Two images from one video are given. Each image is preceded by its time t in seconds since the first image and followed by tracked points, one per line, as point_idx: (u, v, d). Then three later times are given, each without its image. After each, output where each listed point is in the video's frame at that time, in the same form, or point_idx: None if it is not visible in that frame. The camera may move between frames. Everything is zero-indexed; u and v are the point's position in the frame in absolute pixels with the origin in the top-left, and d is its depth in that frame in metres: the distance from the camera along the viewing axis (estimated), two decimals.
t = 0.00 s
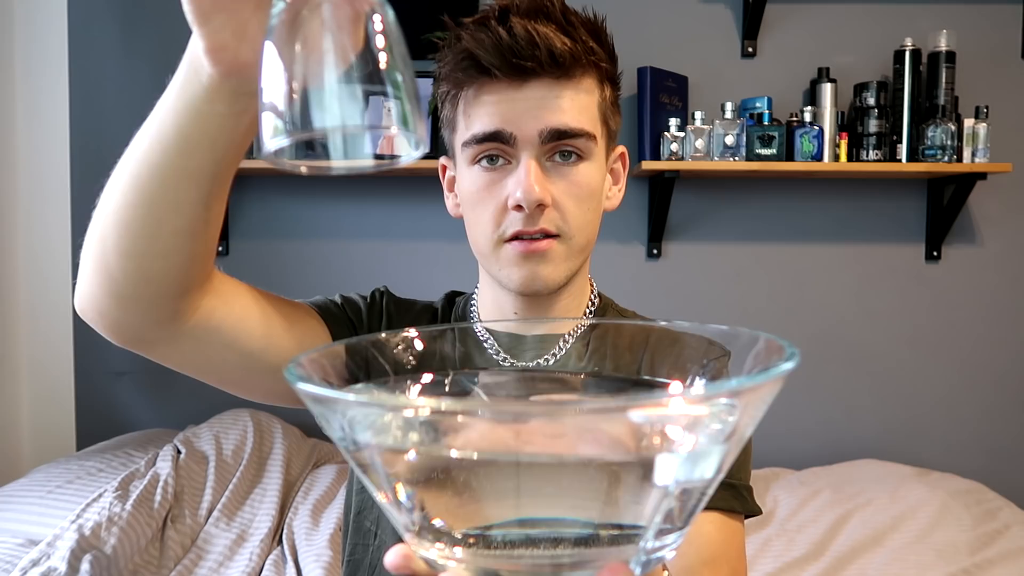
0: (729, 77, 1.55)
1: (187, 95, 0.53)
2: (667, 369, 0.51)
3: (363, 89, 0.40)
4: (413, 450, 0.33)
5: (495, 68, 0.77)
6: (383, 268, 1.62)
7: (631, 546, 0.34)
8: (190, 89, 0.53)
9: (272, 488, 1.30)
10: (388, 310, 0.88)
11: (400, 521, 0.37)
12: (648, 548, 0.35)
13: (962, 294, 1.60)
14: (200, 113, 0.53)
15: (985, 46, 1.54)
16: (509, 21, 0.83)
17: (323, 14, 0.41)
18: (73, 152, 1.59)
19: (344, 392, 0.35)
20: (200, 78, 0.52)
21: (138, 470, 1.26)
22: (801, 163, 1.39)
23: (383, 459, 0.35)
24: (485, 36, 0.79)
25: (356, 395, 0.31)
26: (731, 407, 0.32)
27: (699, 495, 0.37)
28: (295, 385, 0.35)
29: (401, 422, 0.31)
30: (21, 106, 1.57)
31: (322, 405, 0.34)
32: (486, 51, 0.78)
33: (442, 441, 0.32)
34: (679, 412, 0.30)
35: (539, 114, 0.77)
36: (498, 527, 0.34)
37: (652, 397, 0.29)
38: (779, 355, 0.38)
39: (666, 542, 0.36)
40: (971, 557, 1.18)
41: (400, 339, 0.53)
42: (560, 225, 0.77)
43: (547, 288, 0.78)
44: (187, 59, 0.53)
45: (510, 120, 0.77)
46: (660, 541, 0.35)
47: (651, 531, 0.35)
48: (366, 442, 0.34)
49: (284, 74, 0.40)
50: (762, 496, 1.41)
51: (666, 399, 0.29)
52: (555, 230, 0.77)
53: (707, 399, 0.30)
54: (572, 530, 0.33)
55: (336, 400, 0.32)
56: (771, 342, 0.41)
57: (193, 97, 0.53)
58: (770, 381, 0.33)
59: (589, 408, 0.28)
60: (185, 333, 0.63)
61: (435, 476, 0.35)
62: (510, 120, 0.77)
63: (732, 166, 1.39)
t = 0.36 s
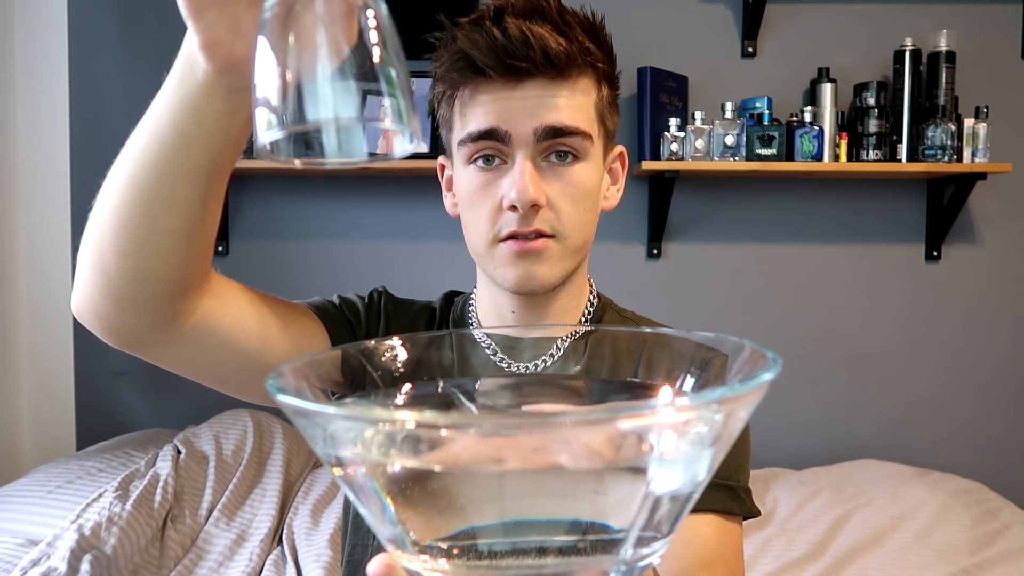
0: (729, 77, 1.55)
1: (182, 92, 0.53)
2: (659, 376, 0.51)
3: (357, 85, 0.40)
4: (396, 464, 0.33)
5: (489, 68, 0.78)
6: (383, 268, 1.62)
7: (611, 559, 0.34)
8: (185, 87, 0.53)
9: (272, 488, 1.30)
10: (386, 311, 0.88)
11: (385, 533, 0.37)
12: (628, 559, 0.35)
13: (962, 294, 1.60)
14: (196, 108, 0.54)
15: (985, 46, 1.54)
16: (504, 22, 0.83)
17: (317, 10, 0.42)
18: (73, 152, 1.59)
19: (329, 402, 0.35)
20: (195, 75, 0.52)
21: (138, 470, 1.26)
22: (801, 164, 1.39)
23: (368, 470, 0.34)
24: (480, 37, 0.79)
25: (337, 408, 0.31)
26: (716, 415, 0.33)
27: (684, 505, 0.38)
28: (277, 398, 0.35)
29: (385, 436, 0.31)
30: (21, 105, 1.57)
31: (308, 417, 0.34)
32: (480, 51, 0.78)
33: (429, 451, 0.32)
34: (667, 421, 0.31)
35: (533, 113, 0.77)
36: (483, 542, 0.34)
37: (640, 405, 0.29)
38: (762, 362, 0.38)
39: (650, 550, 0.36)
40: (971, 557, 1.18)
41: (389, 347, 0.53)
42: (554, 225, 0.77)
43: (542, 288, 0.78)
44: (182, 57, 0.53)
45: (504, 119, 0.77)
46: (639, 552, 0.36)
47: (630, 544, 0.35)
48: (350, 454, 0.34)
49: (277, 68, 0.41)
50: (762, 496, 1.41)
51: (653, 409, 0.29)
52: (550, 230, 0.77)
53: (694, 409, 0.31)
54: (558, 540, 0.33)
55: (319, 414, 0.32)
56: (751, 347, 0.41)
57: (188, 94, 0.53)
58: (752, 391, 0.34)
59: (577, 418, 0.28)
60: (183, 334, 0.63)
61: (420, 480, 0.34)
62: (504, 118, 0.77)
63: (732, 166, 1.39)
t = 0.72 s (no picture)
0: (729, 77, 1.55)
1: (216, 94, 0.52)
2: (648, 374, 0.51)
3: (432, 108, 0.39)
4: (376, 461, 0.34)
5: (485, 68, 0.78)
6: (382, 268, 1.62)
7: (592, 553, 0.35)
8: (219, 93, 0.52)
9: (272, 488, 1.30)
10: (385, 312, 0.88)
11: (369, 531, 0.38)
12: (608, 553, 0.36)
13: (962, 293, 1.60)
14: (233, 112, 0.53)
15: (985, 46, 1.54)
16: (501, 23, 0.83)
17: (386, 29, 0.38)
18: (74, 153, 1.60)
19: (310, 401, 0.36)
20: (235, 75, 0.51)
21: (138, 470, 1.26)
22: (801, 163, 1.39)
23: (350, 469, 0.35)
24: (476, 38, 0.80)
25: (318, 407, 0.31)
26: (697, 406, 0.33)
27: (666, 499, 0.38)
28: (259, 399, 0.35)
29: (368, 433, 0.32)
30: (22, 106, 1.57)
31: (289, 417, 0.34)
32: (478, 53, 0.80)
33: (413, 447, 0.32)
34: (648, 413, 0.31)
35: (531, 114, 0.77)
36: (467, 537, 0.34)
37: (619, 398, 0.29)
38: (744, 352, 0.38)
39: (633, 542, 0.37)
40: (971, 557, 1.18)
41: (374, 348, 0.52)
42: (551, 228, 0.77)
43: (539, 289, 0.79)
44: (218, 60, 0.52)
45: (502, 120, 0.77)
46: (621, 544, 0.36)
47: (609, 538, 0.35)
48: (332, 451, 0.34)
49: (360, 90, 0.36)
50: (762, 496, 1.41)
51: (634, 401, 0.30)
52: (546, 233, 0.76)
53: (674, 399, 0.31)
54: (542, 533, 0.33)
55: (300, 413, 0.32)
56: (735, 338, 0.41)
57: (223, 100, 0.52)
58: (733, 382, 0.34)
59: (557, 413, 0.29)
60: (189, 333, 0.64)
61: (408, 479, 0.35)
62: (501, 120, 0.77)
63: (732, 166, 1.39)
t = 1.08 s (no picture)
0: (729, 77, 1.55)
1: (298, 109, 0.50)
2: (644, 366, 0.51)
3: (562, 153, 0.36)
4: (376, 452, 0.34)
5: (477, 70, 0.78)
6: (382, 268, 1.62)
7: (588, 547, 0.34)
8: (305, 108, 0.50)
9: (272, 488, 1.30)
10: (389, 310, 0.88)
11: (366, 525, 0.38)
12: (603, 545, 0.35)
13: (962, 294, 1.60)
14: (314, 131, 0.50)
15: (985, 46, 1.54)
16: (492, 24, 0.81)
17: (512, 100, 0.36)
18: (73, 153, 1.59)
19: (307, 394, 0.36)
20: (323, 94, 0.49)
21: (138, 470, 1.26)
22: (801, 163, 1.39)
23: (349, 461, 0.35)
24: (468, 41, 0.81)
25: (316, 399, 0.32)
26: (693, 399, 0.33)
27: (661, 492, 0.38)
28: (257, 393, 0.35)
29: (366, 425, 0.32)
30: (22, 107, 1.57)
31: (286, 412, 0.34)
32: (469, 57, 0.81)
33: (410, 439, 0.33)
34: (644, 405, 0.31)
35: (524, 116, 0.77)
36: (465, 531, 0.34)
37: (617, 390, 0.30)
38: (736, 346, 0.39)
39: (628, 535, 0.36)
40: (971, 557, 1.18)
41: (371, 345, 0.52)
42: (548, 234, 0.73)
43: (535, 296, 0.78)
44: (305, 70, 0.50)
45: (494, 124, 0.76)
46: (616, 537, 0.36)
47: (605, 531, 0.35)
48: (329, 444, 0.34)
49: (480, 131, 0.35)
50: (762, 496, 1.41)
51: (630, 393, 0.30)
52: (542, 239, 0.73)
53: (671, 392, 0.31)
54: (540, 526, 0.34)
55: (297, 406, 0.32)
56: (727, 332, 0.42)
57: (309, 115, 0.50)
58: (727, 373, 0.34)
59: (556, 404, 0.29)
60: (212, 333, 0.61)
61: (406, 478, 0.35)
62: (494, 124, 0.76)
63: (732, 166, 1.39)
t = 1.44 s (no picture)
0: (729, 77, 1.55)
1: (360, 158, 0.48)
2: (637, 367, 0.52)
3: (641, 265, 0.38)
4: (373, 453, 0.34)
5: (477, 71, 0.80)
6: (383, 268, 1.62)
7: (579, 545, 0.35)
8: (369, 158, 0.48)
9: (272, 489, 1.30)
10: (393, 312, 0.88)
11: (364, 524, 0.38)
12: (595, 543, 0.36)
13: (962, 294, 1.60)
14: (374, 185, 0.49)
15: (984, 46, 1.54)
16: (490, 25, 0.82)
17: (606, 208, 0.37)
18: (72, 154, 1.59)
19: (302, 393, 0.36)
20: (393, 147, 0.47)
21: (138, 470, 1.26)
22: (801, 163, 1.39)
23: (346, 461, 0.35)
24: (467, 40, 0.81)
25: (310, 400, 0.32)
26: (686, 398, 0.33)
27: (655, 488, 0.38)
28: (253, 393, 0.35)
29: (362, 425, 0.32)
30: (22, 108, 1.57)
31: (281, 412, 0.35)
32: (468, 56, 0.81)
33: (406, 437, 0.33)
34: (637, 403, 0.31)
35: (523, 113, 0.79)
36: (459, 528, 0.35)
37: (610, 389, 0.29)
38: (729, 343, 0.39)
39: (622, 532, 0.37)
40: (971, 557, 1.18)
41: (367, 345, 0.52)
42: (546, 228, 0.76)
43: (534, 288, 0.78)
44: (376, 119, 0.48)
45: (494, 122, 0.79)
46: (609, 534, 0.36)
47: (596, 529, 0.35)
48: (325, 442, 0.34)
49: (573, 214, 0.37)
50: (762, 496, 1.41)
51: (623, 391, 0.30)
52: (541, 233, 0.76)
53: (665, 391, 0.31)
54: (534, 524, 0.34)
55: (291, 406, 0.32)
56: (720, 330, 0.42)
57: (372, 167, 0.48)
58: (721, 371, 0.34)
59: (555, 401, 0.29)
60: (233, 349, 0.60)
61: (400, 477, 0.35)
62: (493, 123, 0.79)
63: (732, 166, 1.39)
